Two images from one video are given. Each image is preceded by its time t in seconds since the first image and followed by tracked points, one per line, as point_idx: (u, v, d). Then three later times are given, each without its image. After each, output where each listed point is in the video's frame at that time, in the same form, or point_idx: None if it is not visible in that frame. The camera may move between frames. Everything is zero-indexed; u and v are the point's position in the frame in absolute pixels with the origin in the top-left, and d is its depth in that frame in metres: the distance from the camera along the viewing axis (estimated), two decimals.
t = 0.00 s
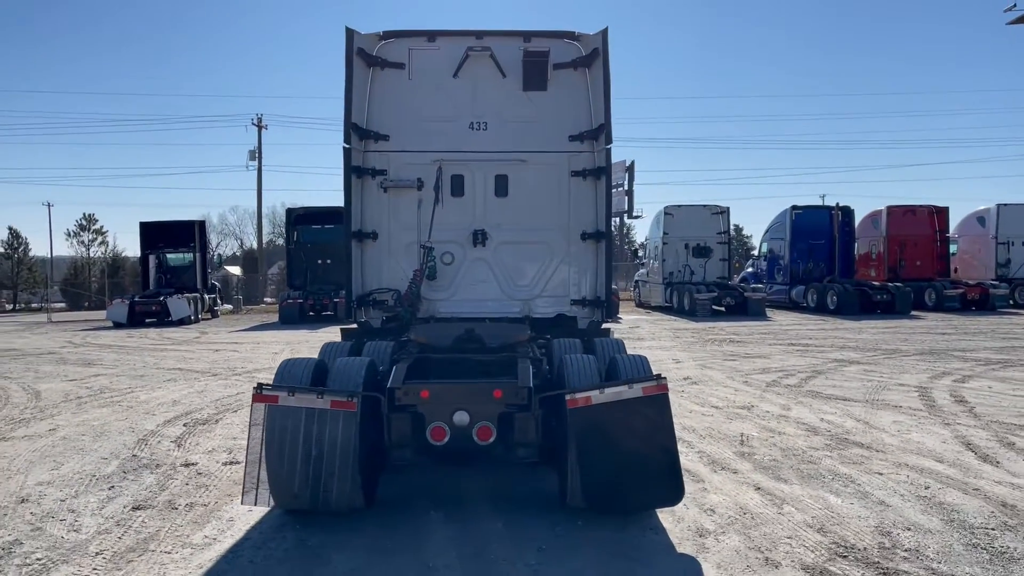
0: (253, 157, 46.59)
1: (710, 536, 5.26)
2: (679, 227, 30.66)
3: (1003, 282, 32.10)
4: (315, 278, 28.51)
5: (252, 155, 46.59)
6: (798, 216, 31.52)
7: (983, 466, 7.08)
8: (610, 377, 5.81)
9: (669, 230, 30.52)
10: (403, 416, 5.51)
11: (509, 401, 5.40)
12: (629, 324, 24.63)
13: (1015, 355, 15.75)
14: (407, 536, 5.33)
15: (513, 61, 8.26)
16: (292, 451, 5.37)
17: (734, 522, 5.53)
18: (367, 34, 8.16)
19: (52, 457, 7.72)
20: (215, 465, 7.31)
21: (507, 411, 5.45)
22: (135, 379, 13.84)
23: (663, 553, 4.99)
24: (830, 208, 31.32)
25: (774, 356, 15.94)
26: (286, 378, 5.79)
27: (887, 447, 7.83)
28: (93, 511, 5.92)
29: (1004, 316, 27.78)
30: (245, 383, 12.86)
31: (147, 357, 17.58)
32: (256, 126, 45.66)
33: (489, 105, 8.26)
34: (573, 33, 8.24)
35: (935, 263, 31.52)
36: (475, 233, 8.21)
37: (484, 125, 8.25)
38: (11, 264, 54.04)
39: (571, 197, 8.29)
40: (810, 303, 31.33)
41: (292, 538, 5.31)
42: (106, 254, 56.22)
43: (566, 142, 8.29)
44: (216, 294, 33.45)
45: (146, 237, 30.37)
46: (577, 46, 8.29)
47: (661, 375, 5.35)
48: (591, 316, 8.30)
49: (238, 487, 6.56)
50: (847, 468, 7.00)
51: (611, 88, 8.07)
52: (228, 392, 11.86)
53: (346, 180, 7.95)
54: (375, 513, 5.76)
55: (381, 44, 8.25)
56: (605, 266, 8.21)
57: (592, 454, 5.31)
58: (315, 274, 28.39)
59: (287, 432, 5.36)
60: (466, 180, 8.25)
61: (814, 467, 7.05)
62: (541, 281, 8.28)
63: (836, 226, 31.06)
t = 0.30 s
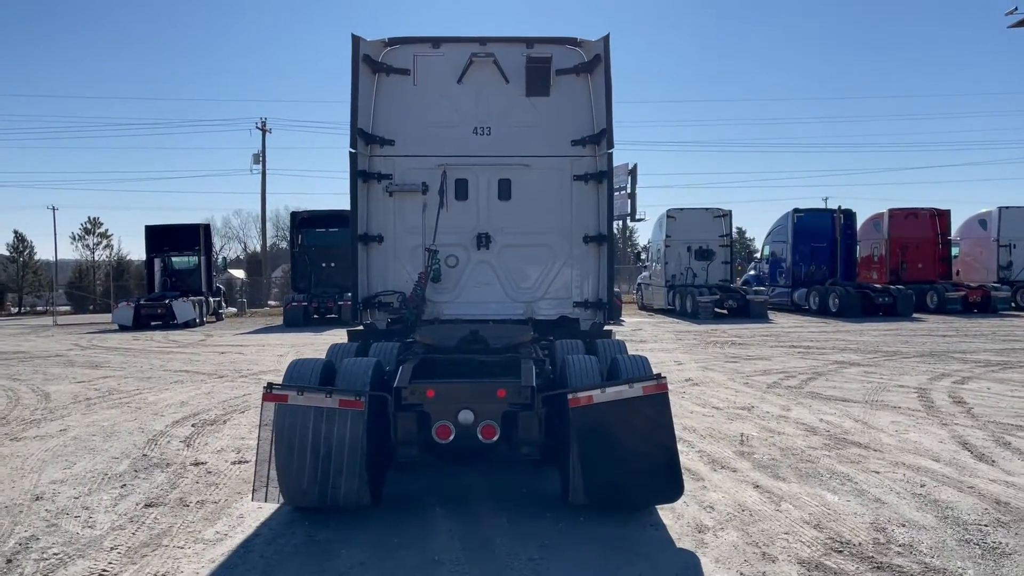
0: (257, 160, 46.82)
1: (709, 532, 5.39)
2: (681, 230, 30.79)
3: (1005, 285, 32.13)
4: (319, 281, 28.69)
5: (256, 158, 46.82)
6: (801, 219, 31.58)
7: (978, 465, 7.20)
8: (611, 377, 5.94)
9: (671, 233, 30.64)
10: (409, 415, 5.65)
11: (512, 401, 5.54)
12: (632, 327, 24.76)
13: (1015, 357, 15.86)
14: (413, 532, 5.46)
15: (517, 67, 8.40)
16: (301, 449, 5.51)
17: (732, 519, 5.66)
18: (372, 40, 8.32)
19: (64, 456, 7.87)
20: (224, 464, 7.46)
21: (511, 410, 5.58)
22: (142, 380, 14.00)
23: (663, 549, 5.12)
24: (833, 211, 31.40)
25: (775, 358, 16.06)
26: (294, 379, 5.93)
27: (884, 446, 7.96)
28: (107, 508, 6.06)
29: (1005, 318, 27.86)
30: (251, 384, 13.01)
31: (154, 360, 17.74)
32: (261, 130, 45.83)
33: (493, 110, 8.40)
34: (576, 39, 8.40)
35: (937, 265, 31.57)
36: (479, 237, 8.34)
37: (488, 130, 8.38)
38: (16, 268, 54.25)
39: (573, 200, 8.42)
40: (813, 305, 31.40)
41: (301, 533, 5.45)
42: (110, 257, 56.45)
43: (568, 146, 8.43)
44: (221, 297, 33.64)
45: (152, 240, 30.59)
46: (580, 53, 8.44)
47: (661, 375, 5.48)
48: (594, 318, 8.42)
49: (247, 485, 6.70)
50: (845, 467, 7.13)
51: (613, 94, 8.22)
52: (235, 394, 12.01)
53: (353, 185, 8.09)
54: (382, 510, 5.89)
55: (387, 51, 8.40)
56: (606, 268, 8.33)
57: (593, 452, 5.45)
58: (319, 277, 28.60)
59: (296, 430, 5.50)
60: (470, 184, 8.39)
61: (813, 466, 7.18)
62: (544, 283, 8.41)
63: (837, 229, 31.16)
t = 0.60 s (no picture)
0: (259, 162, 46.94)
1: (708, 532, 5.44)
2: (682, 231, 30.83)
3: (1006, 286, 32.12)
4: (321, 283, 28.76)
5: (258, 160, 46.95)
6: (801, 220, 31.60)
7: (976, 465, 7.25)
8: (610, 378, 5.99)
9: (672, 235, 30.70)
10: (411, 415, 5.70)
11: (513, 401, 5.59)
12: (634, 328, 24.81)
13: (1015, 358, 15.89)
14: (414, 531, 5.51)
15: (517, 70, 8.46)
16: (304, 449, 5.57)
17: (731, 518, 5.71)
18: (374, 44, 8.39)
19: (68, 457, 7.93)
20: (227, 465, 7.51)
21: (511, 410, 5.63)
22: (145, 382, 14.08)
23: (662, 547, 5.17)
24: (834, 212, 31.43)
25: (775, 359, 16.11)
26: (297, 380, 5.98)
27: (883, 446, 8.01)
28: (111, 508, 6.12)
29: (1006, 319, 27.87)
30: (254, 386, 13.08)
31: (157, 362, 17.82)
32: (262, 132, 45.82)
33: (494, 113, 8.45)
34: (576, 43, 8.45)
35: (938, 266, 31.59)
36: (480, 239, 8.39)
37: (488, 133, 8.44)
38: (18, 270, 54.34)
39: (573, 202, 8.47)
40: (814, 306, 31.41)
41: (303, 533, 5.50)
42: (113, 259, 56.52)
43: (569, 149, 8.48)
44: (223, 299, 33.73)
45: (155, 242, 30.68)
46: (580, 56, 8.50)
47: (660, 376, 5.53)
48: (594, 319, 8.47)
49: (250, 486, 6.76)
50: (843, 467, 7.18)
51: (613, 97, 8.27)
52: (237, 395, 12.07)
53: (354, 187, 8.15)
54: (383, 510, 5.94)
55: (389, 54, 8.46)
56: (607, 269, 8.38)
57: (594, 451, 5.50)
58: (321, 279, 28.68)
59: (299, 430, 5.56)
60: (471, 186, 8.44)
61: (812, 466, 7.23)
62: (544, 285, 8.46)
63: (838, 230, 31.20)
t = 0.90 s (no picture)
0: (259, 159, 46.95)
1: (708, 528, 5.46)
2: (683, 229, 30.84)
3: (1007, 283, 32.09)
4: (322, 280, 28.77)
5: (259, 157, 46.96)
6: (802, 217, 31.60)
7: (975, 462, 7.27)
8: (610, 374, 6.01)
9: (673, 232, 30.72)
10: (411, 412, 5.71)
11: (513, 398, 5.60)
12: (634, 325, 24.84)
13: (1016, 355, 15.89)
14: (415, 527, 5.53)
15: (517, 67, 8.46)
16: (305, 446, 5.59)
17: (731, 514, 5.73)
18: (374, 41, 8.39)
19: (69, 453, 7.95)
20: (228, 461, 7.53)
21: (511, 406, 5.64)
22: (146, 379, 14.10)
23: (662, 543, 5.18)
24: (834, 209, 31.43)
25: (775, 356, 16.13)
26: (297, 377, 6.00)
27: (883, 443, 8.02)
28: (112, 504, 6.13)
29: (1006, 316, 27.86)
30: (255, 382, 13.10)
31: (157, 359, 17.84)
32: (262, 129, 45.77)
33: (494, 110, 8.45)
34: (576, 40, 8.46)
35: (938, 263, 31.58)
36: (480, 236, 8.39)
37: (488, 130, 8.44)
38: (19, 267, 54.32)
39: (573, 199, 8.46)
40: (814, 304, 31.38)
41: (304, 528, 5.52)
42: (114, 256, 56.53)
43: (569, 146, 8.47)
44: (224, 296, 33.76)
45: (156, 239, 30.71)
46: (580, 53, 8.51)
47: (660, 372, 5.54)
48: (594, 316, 8.48)
49: (251, 482, 6.77)
50: (843, 463, 7.19)
51: (613, 94, 8.28)
52: (238, 392, 12.10)
53: (355, 184, 8.15)
54: (384, 506, 5.95)
55: (389, 51, 8.46)
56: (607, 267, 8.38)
57: (593, 448, 5.51)
58: (322, 276, 28.71)
59: (299, 427, 5.57)
60: (471, 183, 8.44)
61: (811, 462, 7.25)
62: (545, 282, 8.46)
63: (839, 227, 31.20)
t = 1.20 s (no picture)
0: (260, 150, 46.90)
1: (710, 519, 5.45)
2: (684, 220, 30.79)
3: (1009, 275, 32.04)
4: (323, 271, 28.76)
5: (259, 148, 46.92)
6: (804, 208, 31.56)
7: (976, 454, 7.27)
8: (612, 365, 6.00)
9: (675, 224, 30.71)
10: (412, 403, 5.71)
11: (515, 389, 5.59)
12: (635, 317, 24.82)
13: (1017, 347, 15.88)
14: (416, 518, 5.53)
15: (519, 58, 8.41)
16: (306, 436, 5.58)
17: (732, 506, 5.73)
18: (375, 31, 8.34)
19: (71, 444, 7.95)
20: (229, 452, 7.54)
21: (513, 398, 5.63)
22: (148, 370, 14.10)
23: (664, 535, 5.18)
24: (836, 200, 31.38)
25: (776, 348, 16.13)
26: (298, 367, 5.99)
27: (884, 435, 8.02)
28: (114, 495, 6.13)
29: (1008, 309, 27.83)
30: (256, 374, 13.10)
31: (158, 349, 17.85)
32: (262, 119, 45.54)
33: (495, 101, 8.41)
34: (577, 30, 8.40)
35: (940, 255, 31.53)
36: (482, 227, 8.37)
37: (490, 121, 8.40)
38: (20, 258, 54.28)
39: (575, 191, 8.43)
40: (815, 295, 31.35)
41: (305, 519, 5.52)
42: (114, 247, 56.49)
43: (570, 137, 8.44)
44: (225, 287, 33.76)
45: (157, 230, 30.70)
46: (582, 43, 8.46)
47: (661, 363, 5.53)
48: (596, 308, 8.47)
49: (252, 473, 6.77)
50: (844, 455, 7.19)
51: (615, 84, 8.23)
52: (239, 383, 12.10)
53: (356, 175, 8.12)
54: (385, 497, 5.95)
55: (390, 41, 8.41)
56: (608, 258, 8.36)
57: (593, 440, 5.51)
58: (323, 268, 28.69)
59: (300, 417, 5.57)
60: (472, 174, 8.41)
61: (813, 454, 7.25)
62: (547, 273, 8.44)
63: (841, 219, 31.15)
